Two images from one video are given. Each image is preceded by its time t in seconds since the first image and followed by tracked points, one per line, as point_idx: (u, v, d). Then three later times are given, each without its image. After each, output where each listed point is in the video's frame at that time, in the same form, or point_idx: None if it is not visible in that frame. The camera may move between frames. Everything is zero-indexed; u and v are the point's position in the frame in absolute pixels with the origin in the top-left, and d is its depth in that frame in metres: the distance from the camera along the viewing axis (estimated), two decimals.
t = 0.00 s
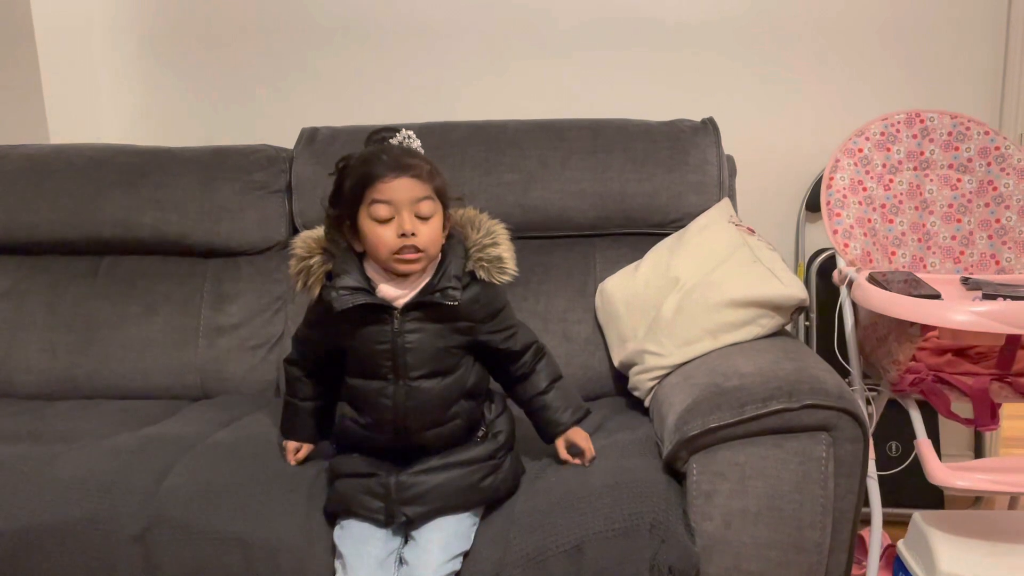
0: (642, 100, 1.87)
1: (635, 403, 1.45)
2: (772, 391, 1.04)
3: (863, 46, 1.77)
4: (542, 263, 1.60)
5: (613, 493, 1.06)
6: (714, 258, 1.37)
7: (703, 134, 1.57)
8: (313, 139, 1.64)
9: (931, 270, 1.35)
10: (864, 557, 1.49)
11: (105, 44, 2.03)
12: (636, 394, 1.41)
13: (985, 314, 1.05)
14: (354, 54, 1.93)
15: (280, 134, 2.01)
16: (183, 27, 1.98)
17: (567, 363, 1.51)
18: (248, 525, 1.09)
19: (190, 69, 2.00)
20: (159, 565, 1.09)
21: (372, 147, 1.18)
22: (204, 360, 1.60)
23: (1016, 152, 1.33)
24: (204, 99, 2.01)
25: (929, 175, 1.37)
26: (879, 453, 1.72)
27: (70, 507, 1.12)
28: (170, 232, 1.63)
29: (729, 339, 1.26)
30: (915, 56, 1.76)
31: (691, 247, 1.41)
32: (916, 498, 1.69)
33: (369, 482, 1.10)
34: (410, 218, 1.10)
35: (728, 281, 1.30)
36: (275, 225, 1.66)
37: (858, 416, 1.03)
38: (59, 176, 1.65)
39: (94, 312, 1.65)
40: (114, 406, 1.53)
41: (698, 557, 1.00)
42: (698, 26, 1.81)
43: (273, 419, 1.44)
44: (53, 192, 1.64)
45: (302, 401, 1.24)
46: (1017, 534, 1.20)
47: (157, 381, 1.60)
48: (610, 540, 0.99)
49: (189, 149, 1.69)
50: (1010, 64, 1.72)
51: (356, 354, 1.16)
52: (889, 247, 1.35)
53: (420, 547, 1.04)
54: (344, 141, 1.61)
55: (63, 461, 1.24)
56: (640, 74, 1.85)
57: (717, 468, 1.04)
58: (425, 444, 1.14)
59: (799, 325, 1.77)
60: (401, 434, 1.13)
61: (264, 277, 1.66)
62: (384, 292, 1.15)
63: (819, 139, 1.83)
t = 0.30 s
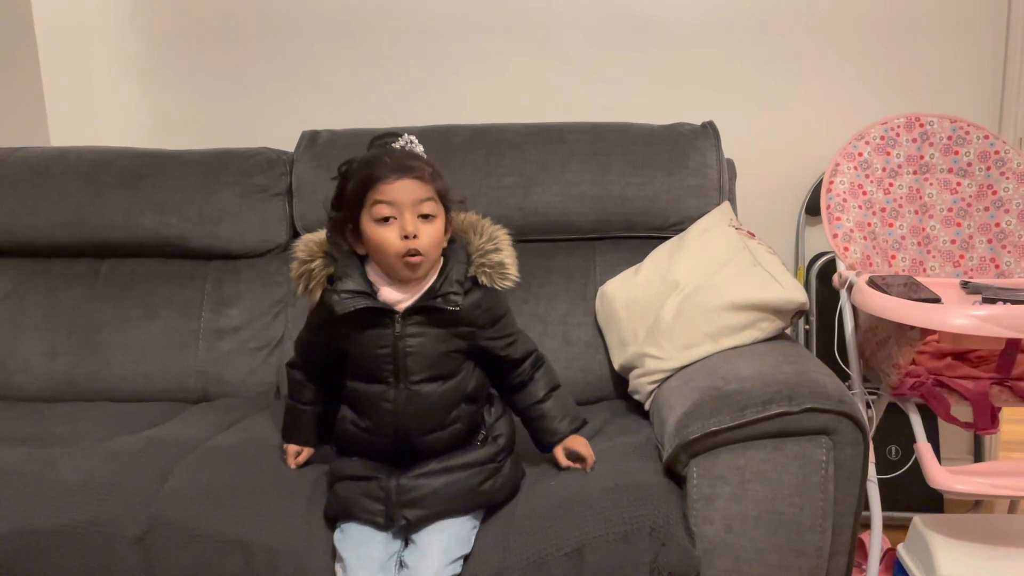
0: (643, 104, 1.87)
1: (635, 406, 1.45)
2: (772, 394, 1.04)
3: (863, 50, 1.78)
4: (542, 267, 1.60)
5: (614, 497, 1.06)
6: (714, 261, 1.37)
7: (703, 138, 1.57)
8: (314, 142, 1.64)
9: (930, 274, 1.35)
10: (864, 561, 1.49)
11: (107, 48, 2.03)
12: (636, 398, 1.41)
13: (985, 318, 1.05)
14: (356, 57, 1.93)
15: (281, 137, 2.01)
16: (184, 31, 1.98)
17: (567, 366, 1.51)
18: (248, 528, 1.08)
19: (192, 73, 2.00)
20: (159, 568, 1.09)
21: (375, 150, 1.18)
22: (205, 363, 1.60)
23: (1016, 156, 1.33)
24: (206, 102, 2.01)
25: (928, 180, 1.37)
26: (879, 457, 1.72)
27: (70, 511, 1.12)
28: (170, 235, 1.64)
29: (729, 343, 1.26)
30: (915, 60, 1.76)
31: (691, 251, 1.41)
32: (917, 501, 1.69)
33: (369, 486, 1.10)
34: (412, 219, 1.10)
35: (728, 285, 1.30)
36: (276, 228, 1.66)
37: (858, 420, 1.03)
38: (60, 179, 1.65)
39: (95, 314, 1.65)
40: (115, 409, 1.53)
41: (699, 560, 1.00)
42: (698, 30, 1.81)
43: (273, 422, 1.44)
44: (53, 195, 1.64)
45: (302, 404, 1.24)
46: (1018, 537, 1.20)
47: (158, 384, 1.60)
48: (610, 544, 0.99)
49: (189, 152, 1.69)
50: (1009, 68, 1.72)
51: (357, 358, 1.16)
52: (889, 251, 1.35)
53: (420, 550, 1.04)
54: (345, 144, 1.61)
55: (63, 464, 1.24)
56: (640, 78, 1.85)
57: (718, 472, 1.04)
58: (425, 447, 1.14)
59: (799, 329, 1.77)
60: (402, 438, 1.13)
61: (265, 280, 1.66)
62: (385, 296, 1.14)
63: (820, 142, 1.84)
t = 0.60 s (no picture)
0: (643, 107, 1.87)
1: (636, 410, 1.45)
2: (773, 398, 1.04)
3: (864, 53, 1.78)
4: (543, 270, 1.60)
5: (614, 500, 1.06)
6: (715, 264, 1.37)
7: (703, 141, 1.57)
8: (315, 145, 1.64)
9: (931, 277, 1.35)
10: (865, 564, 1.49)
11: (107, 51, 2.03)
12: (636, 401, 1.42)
13: (986, 321, 1.05)
14: (357, 60, 1.93)
15: (282, 140, 2.01)
16: (185, 34, 1.98)
17: (567, 369, 1.51)
18: (249, 532, 1.08)
19: (192, 76, 2.00)
20: (159, 571, 1.09)
21: (381, 153, 1.19)
22: (205, 365, 1.61)
23: (1016, 160, 1.33)
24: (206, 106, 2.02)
25: (929, 183, 1.37)
26: (880, 460, 1.72)
27: (70, 514, 1.12)
28: (172, 237, 1.64)
29: (731, 346, 1.27)
30: (915, 63, 1.77)
31: (692, 254, 1.41)
32: (918, 504, 1.69)
33: (372, 489, 1.10)
34: (418, 219, 1.10)
35: (729, 288, 1.30)
36: (277, 231, 1.66)
37: (860, 423, 1.03)
38: (61, 181, 1.65)
39: (96, 317, 1.65)
40: (115, 412, 1.53)
41: (699, 564, 1.00)
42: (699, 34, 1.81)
43: (274, 425, 1.44)
44: (54, 198, 1.64)
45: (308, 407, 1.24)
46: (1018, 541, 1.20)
47: (158, 387, 1.60)
48: (611, 547, 0.99)
49: (190, 155, 1.69)
50: (1010, 71, 1.72)
51: (363, 363, 1.16)
52: (890, 254, 1.35)
53: (422, 554, 1.04)
54: (346, 147, 1.61)
55: (64, 467, 1.24)
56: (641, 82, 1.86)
57: (719, 475, 1.04)
58: (430, 453, 1.14)
59: (799, 332, 1.77)
60: (406, 443, 1.14)
61: (266, 283, 1.66)
62: (392, 301, 1.15)
63: (820, 145, 1.84)
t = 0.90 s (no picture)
0: (644, 110, 1.87)
1: (637, 412, 1.45)
2: (774, 400, 1.04)
3: (865, 55, 1.78)
4: (544, 272, 1.60)
5: (615, 502, 1.06)
6: (716, 266, 1.37)
7: (704, 143, 1.57)
8: (315, 147, 1.64)
9: (933, 279, 1.35)
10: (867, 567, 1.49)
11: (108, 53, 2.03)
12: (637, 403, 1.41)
13: (987, 323, 1.05)
14: (357, 63, 1.93)
15: (283, 143, 2.01)
16: (185, 36, 1.99)
17: (568, 372, 1.51)
18: (249, 534, 1.08)
19: (192, 78, 2.01)
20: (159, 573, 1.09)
21: (381, 155, 1.18)
22: (206, 367, 1.60)
23: (1018, 162, 1.33)
24: (207, 108, 2.02)
25: (930, 185, 1.37)
26: (882, 463, 1.72)
27: (70, 515, 1.12)
28: (172, 239, 1.64)
29: (732, 348, 1.26)
30: (916, 65, 1.77)
31: (693, 256, 1.41)
32: (920, 507, 1.69)
33: (373, 493, 1.09)
34: (418, 224, 1.10)
35: (730, 290, 1.30)
36: (277, 233, 1.66)
37: (861, 425, 1.03)
38: (62, 183, 1.65)
39: (96, 319, 1.65)
40: (115, 414, 1.53)
41: (700, 566, 1.00)
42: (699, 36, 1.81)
43: (275, 427, 1.44)
44: (55, 199, 1.64)
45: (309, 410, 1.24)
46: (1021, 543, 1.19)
47: (159, 388, 1.60)
48: (612, 550, 0.99)
49: (191, 157, 1.69)
50: (1012, 74, 1.72)
51: (363, 366, 1.16)
52: (891, 256, 1.35)
53: (424, 557, 1.04)
54: (347, 149, 1.61)
55: (64, 468, 1.23)
56: (642, 84, 1.86)
57: (720, 477, 1.03)
58: (430, 456, 1.13)
59: (800, 334, 1.77)
60: (407, 446, 1.13)
61: (266, 285, 1.66)
62: (391, 305, 1.14)
63: (821, 147, 1.84)
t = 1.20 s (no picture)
0: (646, 113, 1.88)
1: (639, 415, 1.45)
2: (776, 404, 1.04)
3: (867, 57, 1.78)
4: (546, 275, 1.60)
5: (617, 506, 1.06)
6: (717, 270, 1.37)
7: (706, 147, 1.57)
8: (317, 150, 1.65)
9: (934, 283, 1.35)
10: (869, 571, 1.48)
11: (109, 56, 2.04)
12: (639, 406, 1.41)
13: (989, 327, 1.04)
14: (359, 66, 1.94)
15: (284, 146, 2.01)
16: (187, 40, 1.99)
17: (570, 375, 1.51)
18: (251, 536, 1.08)
19: (194, 82, 2.01)
20: None
21: (378, 160, 1.18)
22: (208, 370, 1.60)
23: (1020, 165, 1.33)
24: (209, 111, 2.02)
25: (932, 189, 1.37)
26: (883, 466, 1.72)
27: (72, 518, 1.12)
28: (174, 242, 1.64)
29: (733, 351, 1.26)
30: (917, 68, 1.77)
31: (695, 259, 1.41)
32: (922, 511, 1.69)
33: (373, 497, 1.09)
34: (414, 233, 1.10)
35: (731, 293, 1.30)
36: (279, 236, 1.66)
37: (863, 429, 1.03)
38: (64, 186, 1.66)
39: (98, 321, 1.65)
40: (117, 416, 1.53)
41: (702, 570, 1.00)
42: (701, 40, 1.81)
43: (277, 430, 1.44)
44: (57, 202, 1.65)
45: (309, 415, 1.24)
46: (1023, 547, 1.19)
47: (160, 391, 1.60)
48: (614, 553, 0.99)
49: (193, 160, 1.69)
50: (1014, 77, 1.72)
51: (361, 372, 1.16)
52: (893, 259, 1.35)
53: (425, 561, 1.04)
54: (348, 152, 1.61)
55: (66, 471, 1.23)
56: (643, 87, 1.86)
57: (722, 481, 1.03)
58: (429, 461, 1.13)
59: (802, 337, 1.77)
60: (406, 451, 1.13)
61: (268, 288, 1.66)
62: (387, 310, 1.15)
63: (822, 150, 1.84)
